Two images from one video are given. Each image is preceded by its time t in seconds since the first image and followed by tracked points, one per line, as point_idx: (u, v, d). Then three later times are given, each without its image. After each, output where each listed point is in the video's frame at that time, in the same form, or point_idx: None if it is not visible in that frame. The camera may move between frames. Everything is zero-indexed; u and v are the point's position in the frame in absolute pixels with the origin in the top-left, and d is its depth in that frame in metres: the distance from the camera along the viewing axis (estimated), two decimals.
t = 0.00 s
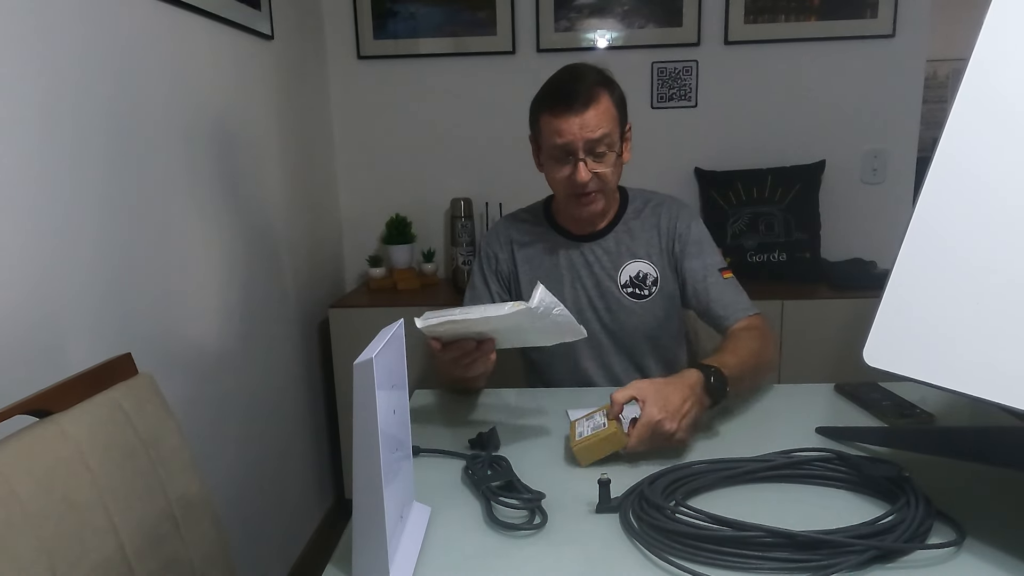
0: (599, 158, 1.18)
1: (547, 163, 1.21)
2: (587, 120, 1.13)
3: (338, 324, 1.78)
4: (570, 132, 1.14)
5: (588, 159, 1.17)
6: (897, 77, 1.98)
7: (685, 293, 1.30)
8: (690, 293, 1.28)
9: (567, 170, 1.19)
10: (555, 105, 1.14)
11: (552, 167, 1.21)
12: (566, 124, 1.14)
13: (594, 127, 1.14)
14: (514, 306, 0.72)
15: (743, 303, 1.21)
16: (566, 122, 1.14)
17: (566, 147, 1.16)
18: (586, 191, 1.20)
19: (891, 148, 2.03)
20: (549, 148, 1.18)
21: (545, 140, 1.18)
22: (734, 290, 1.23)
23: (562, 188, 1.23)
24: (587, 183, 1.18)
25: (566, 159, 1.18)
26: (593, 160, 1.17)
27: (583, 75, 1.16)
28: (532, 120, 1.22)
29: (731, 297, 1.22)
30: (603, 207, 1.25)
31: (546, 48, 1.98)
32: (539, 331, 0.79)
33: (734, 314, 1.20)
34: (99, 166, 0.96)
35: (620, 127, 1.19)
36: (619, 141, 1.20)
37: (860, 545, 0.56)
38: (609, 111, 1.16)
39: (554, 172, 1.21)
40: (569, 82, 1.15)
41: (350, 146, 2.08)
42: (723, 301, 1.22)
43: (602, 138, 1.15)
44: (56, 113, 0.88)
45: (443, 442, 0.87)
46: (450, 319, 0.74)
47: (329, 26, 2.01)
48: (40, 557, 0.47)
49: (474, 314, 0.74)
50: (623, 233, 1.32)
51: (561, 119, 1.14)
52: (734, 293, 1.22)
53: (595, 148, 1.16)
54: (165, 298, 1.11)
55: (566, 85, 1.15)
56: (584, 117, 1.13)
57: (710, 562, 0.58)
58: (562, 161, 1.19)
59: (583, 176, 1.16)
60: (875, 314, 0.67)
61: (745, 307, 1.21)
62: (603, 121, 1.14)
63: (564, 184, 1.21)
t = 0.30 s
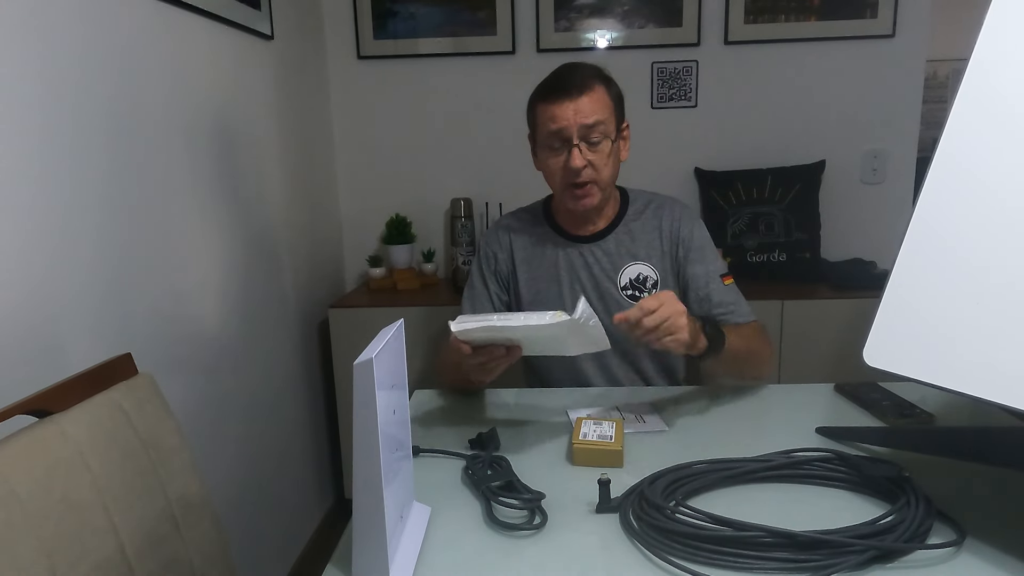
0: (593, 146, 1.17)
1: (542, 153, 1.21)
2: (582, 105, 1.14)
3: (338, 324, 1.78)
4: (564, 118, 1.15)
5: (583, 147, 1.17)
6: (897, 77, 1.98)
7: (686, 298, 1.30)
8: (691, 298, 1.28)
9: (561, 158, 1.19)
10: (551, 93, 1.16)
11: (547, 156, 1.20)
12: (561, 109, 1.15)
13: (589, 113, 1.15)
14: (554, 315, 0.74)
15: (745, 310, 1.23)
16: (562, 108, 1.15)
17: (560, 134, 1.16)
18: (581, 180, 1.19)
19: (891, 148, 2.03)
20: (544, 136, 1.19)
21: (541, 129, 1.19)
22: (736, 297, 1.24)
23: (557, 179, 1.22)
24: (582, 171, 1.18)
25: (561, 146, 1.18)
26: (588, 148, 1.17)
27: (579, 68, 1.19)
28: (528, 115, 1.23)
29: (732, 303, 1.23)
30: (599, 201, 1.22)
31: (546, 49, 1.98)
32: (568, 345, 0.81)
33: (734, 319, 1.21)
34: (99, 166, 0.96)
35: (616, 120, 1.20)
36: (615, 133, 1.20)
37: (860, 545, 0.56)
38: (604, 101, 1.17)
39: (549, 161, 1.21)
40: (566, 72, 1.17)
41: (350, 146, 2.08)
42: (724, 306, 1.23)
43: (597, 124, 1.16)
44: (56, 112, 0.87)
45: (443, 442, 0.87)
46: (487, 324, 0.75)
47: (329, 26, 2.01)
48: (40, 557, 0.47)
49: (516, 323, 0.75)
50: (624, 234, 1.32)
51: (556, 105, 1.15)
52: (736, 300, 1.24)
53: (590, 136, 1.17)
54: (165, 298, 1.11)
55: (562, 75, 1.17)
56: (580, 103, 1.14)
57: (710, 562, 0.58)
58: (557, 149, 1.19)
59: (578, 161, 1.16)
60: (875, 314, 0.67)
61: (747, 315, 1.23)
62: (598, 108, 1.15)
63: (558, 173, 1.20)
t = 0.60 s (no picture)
0: (600, 126, 1.19)
1: (548, 136, 1.22)
2: (592, 86, 1.18)
3: (339, 324, 1.78)
4: (573, 96, 1.18)
5: (589, 126, 1.19)
6: (897, 78, 1.98)
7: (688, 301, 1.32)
8: (694, 302, 1.30)
9: (566, 138, 1.19)
10: (561, 75, 1.20)
11: (552, 136, 1.21)
12: (570, 89, 1.18)
13: (597, 93, 1.18)
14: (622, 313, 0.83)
15: (747, 314, 1.26)
16: (571, 87, 1.18)
17: (569, 111, 1.19)
18: (586, 158, 1.18)
19: (891, 148, 2.03)
20: (551, 117, 1.20)
21: (548, 110, 1.21)
22: (739, 300, 1.27)
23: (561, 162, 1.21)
24: (587, 148, 1.18)
25: (567, 125, 1.19)
26: (595, 128, 1.19)
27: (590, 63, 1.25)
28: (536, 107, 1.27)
29: (736, 308, 1.26)
30: (601, 186, 1.20)
31: (546, 49, 1.98)
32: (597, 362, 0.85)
33: (739, 325, 1.25)
34: (99, 166, 0.96)
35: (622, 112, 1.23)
36: (621, 123, 1.23)
37: (860, 545, 0.56)
38: (613, 89, 1.21)
39: (553, 142, 1.21)
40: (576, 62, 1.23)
41: (350, 146, 2.08)
42: (728, 312, 1.26)
43: (604, 105, 1.19)
44: (56, 113, 0.87)
45: (443, 442, 0.87)
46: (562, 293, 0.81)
47: (329, 26, 2.01)
48: (40, 557, 0.47)
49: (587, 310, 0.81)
50: (625, 236, 1.32)
51: (566, 84, 1.19)
52: (738, 305, 1.27)
53: (596, 117, 1.19)
54: (165, 298, 1.11)
55: (573, 64, 1.23)
56: (589, 83, 1.18)
57: (710, 562, 0.58)
58: (563, 129, 1.20)
59: (583, 137, 1.17)
60: (875, 314, 0.67)
61: (749, 318, 1.27)
62: (606, 90, 1.19)
63: (562, 153, 1.20)
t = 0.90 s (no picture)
0: (609, 129, 1.19)
1: (556, 137, 1.21)
2: (602, 88, 1.18)
3: (339, 324, 1.78)
4: (583, 97, 1.18)
5: (598, 128, 1.18)
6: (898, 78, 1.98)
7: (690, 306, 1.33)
8: (698, 307, 1.31)
9: (575, 139, 1.19)
10: (571, 76, 1.20)
11: (560, 137, 1.21)
12: (579, 89, 1.18)
13: (607, 95, 1.18)
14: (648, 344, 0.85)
15: (749, 322, 1.27)
16: (580, 88, 1.18)
17: (578, 112, 1.18)
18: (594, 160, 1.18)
19: (891, 148, 2.03)
20: (560, 118, 1.20)
21: (557, 111, 1.21)
22: (742, 308, 1.28)
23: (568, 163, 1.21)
24: (596, 150, 1.17)
25: (576, 127, 1.19)
26: (604, 131, 1.18)
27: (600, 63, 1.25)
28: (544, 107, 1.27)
29: (738, 316, 1.27)
30: (608, 189, 1.20)
31: (546, 49, 1.98)
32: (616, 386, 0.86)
33: (740, 333, 1.25)
34: (98, 166, 0.96)
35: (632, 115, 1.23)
36: (630, 125, 1.22)
37: (860, 545, 0.56)
38: (623, 91, 1.21)
39: (561, 143, 1.21)
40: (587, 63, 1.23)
41: (350, 146, 2.08)
42: (729, 319, 1.27)
43: (614, 108, 1.19)
44: (55, 112, 0.88)
45: (443, 442, 0.87)
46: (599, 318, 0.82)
47: (329, 26, 2.01)
48: (39, 557, 0.47)
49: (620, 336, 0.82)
50: (632, 242, 1.31)
51: (575, 84, 1.18)
52: (741, 312, 1.27)
53: (606, 119, 1.19)
54: (165, 297, 1.11)
55: (583, 65, 1.22)
56: (599, 84, 1.18)
57: (710, 562, 0.58)
58: (571, 131, 1.19)
59: (592, 139, 1.17)
60: (875, 314, 0.67)
61: (751, 326, 1.27)
62: (616, 92, 1.19)
63: (571, 155, 1.20)
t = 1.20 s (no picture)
0: (621, 132, 1.18)
1: (567, 138, 1.21)
2: (615, 89, 1.17)
3: (339, 324, 1.78)
4: (595, 99, 1.17)
5: (610, 131, 1.18)
6: (898, 78, 1.98)
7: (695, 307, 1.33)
8: (703, 308, 1.31)
9: (586, 141, 1.19)
10: (584, 76, 1.19)
11: (571, 139, 1.20)
12: (592, 91, 1.17)
13: (620, 97, 1.17)
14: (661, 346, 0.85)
15: (754, 322, 1.26)
16: (594, 90, 1.17)
17: (590, 114, 1.18)
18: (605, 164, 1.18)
19: (891, 148, 2.03)
20: (571, 119, 1.20)
21: (569, 112, 1.20)
22: (746, 308, 1.28)
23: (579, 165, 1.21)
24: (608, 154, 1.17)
25: (587, 129, 1.19)
26: (616, 133, 1.18)
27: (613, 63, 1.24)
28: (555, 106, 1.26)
29: (742, 317, 1.26)
30: (618, 193, 1.20)
31: (546, 49, 1.98)
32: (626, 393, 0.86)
33: (744, 333, 1.24)
34: (98, 166, 0.96)
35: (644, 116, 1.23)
36: (642, 127, 1.22)
37: (860, 545, 0.56)
38: (636, 93, 1.20)
39: (572, 145, 1.20)
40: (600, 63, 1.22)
41: (350, 146, 2.08)
42: (734, 320, 1.26)
43: (627, 110, 1.18)
44: (55, 112, 0.88)
45: (443, 442, 0.87)
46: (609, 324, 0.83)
47: (329, 26, 2.01)
48: (39, 557, 0.47)
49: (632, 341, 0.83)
50: (637, 240, 1.32)
51: (588, 85, 1.18)
52: (745, 312, 1.27)
53: (618, 121, 1.18)
54: (165, 296, 1.11)
55: (596, 64, 1.21)
56: (613, 86, 1.17)
57: (710, 563, 0.58)
58: (583, 132, 1.19)
59: (604, 143, 1.16)
60: (875, 315, 0.67)
61: (755, 326, 1.26)
62: (630, 94, 1.18)
63: (582, 157, 1.19)
